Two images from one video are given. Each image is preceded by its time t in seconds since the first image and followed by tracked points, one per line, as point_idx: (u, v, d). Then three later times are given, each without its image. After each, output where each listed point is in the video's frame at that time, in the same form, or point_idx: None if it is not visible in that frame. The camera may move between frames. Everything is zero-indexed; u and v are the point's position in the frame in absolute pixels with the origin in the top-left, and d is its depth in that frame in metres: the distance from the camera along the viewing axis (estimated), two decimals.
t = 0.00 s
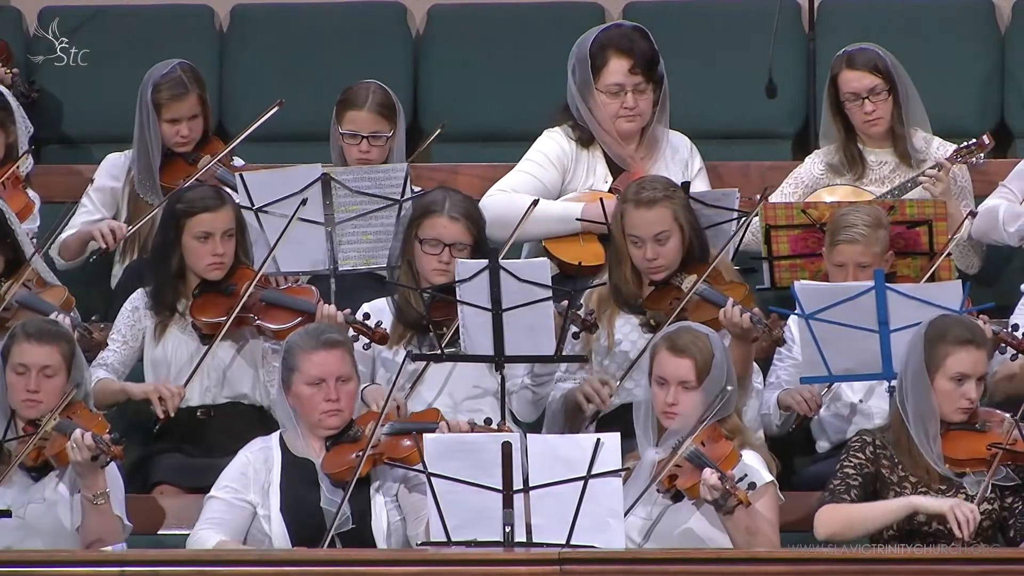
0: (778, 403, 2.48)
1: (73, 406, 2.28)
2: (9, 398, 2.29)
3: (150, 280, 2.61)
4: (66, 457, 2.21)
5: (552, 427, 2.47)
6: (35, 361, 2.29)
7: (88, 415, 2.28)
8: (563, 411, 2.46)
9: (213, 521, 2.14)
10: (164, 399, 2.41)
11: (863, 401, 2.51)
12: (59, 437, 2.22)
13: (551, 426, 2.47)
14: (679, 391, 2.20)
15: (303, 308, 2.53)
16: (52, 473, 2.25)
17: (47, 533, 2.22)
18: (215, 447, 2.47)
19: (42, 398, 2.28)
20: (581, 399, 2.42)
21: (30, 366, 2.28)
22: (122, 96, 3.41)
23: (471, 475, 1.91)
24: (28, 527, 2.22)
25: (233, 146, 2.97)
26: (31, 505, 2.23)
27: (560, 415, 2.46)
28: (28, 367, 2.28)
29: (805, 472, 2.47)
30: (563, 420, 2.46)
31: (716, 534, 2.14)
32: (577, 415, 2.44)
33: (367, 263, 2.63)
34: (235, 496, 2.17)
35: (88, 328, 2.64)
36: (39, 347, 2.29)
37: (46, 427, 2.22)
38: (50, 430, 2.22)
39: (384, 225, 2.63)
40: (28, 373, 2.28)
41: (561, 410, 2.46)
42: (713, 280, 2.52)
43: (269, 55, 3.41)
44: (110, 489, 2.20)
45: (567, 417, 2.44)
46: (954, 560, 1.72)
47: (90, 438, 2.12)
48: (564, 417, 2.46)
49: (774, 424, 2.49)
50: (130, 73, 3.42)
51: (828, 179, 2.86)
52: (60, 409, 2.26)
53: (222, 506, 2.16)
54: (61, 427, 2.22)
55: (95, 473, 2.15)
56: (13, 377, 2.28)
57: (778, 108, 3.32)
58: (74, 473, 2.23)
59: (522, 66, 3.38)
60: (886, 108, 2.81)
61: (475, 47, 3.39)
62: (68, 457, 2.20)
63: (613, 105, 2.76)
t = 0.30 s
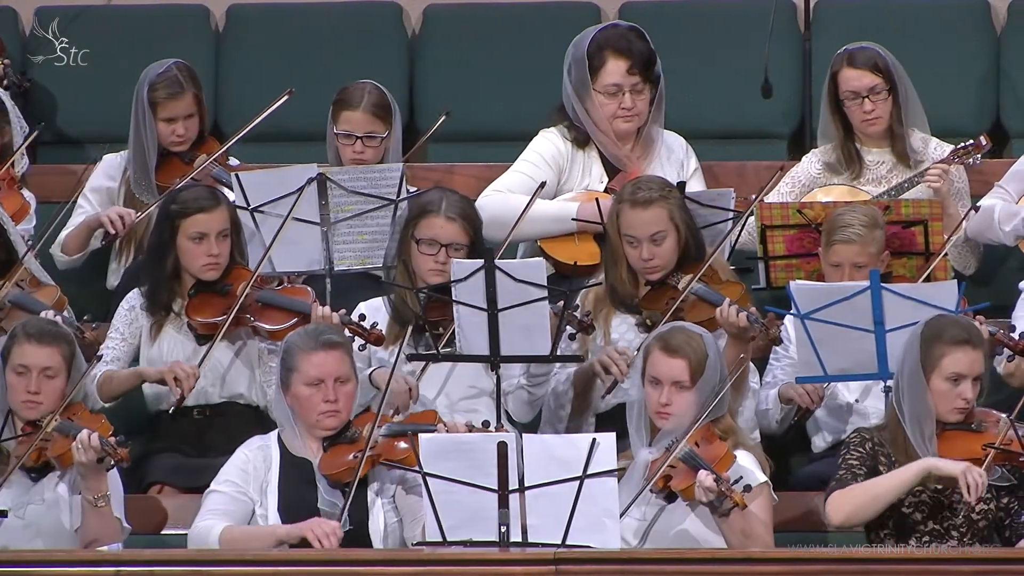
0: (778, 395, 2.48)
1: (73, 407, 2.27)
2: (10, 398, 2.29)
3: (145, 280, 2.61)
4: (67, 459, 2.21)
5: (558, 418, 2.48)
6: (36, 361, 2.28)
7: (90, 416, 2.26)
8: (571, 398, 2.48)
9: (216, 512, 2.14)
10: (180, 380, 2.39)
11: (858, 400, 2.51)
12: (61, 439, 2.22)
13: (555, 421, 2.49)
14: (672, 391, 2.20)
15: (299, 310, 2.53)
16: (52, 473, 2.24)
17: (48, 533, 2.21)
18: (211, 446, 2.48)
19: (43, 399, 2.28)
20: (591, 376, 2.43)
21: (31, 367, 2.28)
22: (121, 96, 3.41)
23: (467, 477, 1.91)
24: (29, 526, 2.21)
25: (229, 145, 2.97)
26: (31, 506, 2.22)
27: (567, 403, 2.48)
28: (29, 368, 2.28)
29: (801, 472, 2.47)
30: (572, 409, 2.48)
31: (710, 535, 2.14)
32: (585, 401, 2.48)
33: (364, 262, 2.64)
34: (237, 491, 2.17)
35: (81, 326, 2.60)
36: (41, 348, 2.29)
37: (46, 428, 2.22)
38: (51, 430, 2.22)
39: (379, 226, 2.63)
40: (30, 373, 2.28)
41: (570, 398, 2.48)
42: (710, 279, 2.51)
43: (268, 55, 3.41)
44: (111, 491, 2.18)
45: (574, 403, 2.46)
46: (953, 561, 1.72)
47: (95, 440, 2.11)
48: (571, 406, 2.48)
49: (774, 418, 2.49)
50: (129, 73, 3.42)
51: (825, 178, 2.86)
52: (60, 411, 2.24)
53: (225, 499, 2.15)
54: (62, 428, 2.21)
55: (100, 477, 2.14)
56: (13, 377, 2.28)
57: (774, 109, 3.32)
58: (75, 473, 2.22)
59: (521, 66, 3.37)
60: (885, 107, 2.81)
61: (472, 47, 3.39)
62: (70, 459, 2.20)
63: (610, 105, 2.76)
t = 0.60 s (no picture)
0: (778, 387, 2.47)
1: (71, 407, 2.25)
2: (8, 397, 2.29)
3: (140, 281, 2.61)
4: (67, 459, 2.20)
5: (561, 405, 2.48)
6: (35, 361, 2.28)
7: (88, 417, 2.24)
8: (575, 383, 2.48)
9: (218, 507, 2.12)
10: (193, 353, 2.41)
11: (853, 401, 2.50)
12: (61, 439, 2.20)
13: (557, 409, 2.49)
14: (668, 391, 2.21)
15: (288, 307, 2.51)
16: (50, 473, 2.24)
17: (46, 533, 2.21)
18: (206, 445, 2.49)
19: (41, 399, 2.28)
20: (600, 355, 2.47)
21: (30, 366, 2.28)
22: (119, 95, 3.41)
23: (462, 477, 1.90)
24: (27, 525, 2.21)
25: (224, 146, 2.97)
26: (29, 506, 2.22)
27: (571, 391, 2.48)
28: (27, 367, 2.28)
29: (796, 472, 2.47)
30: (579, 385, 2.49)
31: (709, 535, 2.12)
32: (587, 382, 2.49)
33: (359, 262, 2.64)
34: (239, 487, 2.16)
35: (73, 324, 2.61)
36: (39, 347, 2.28)
37: (45, 428, 2.21)
38: (50, 430, 2.21)
39: (374, 226, 2.63)
40: (28, 373, 2.27)
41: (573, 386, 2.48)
42: (704, 279, 2.52)
43: (266, 54, 3.42)
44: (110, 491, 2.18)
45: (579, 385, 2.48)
46: (949, 561, 1.72)
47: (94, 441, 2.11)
48: (575, 392, 2.49)
49: (772, 411, 2.49)
50: (128, 73, 3.42)
51: (821, 178, 2.86)
52: (59, 411, 2.23)
53: (227, 495, 2.14)
54: (61, 428, 2.20)
55: (99, 477, 2.14)
56: (12, 376, 2.28)
57: (771, 108, 3.32)
58: (73, 473, 2.22)
59: (518, 65, 3.38)
60: (883, 106, 2.81)
61: (470, 47, 3.39)
62: (70, 460, 2.19)
63: (606, 105, 2.76)
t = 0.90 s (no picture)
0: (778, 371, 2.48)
1: (61, 409, 2.25)
2: None
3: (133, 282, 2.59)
4: (56, 460, 2.21)
5: (563, 390, 2.48)
6: (23, 363, 2.26)
7: (77, 419, 2.24)
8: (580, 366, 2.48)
9: (220, 501, 2.12)
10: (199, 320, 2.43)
11: (849, 400, 2.50)
12: (48, 440, 2.21)
13: (560, 393, 2.48)
14: (664, 390, 2.21)
15: (284, 306, 2.52)
16: (40, 475, 2.22)
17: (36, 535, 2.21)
18: (200, 445, 2.48)
19: (31, 400, 2.26)
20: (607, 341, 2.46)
21: (18, 368, 2.26)
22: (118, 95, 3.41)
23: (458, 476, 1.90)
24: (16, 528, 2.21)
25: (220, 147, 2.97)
26: (19, 508, 2.21)
27: (575, 374, 2.48)
28: (16, 369, 2.26)
29: (791, 473, 2.49)
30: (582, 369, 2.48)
31: (707, 533, 2.12)
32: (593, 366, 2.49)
33: (353, 261, 2.64)
34: (238, 483, 2.16)
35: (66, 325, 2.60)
36: (28, 349, 2.27)
37: (34, 429, 2.21)
38: (39, 432, 2.21)
39: (370, 226, 2.63)
40: (16, 374, 2.26)
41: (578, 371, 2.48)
42: (696, 279, 2.53)
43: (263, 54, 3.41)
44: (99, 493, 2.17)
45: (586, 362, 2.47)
46: (942, 561, 1.72)
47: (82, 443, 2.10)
48: (579, 377, 2.48)
49: (774, 397, 2.48)
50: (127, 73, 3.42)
51: (816, 178, 2.86)
52: (48, 413, 2.23)
53: (227, 490, 2.14)
54: (50, 430, 2.20)
55: (86, 481, 2.13)
56: None
57: (765, 108, 3.32)
58: (63, 475, 2.21)
59: (514, 65, 3.38)
60: (878, 105, 2.80)
61: (467, 47, 3.39)
62: (58, 461, 2.19)
63: (601, 105, 2.76)
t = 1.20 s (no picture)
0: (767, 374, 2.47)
1: (52, 408, 2.26)
2: None
3: (128, 282, 2.59)
4: (45, 460, 2.20)
5: (546, 407, 2.48)
6: (14, 361, 2.27)
7: (67, 418, 2.24)
8: (560, 387, 2.48)
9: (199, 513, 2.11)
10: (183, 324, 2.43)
11: (844, 400, 2.51)
12: (37, 439, 2.19)
13: (544, 409, 2.48)
14: (662, 389, 2.20)
15: (280, 309, 2.52)
16: (31, 475, 2.22)
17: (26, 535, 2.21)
18: (194, 445, 2.49)
19: (22, 400, 2.27)
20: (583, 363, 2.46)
21: (10, 366, 2.27)
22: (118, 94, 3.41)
23: (455, 476, 1.89)
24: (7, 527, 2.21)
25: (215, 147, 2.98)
26: (9, 507, 2.21)
27: (556, 393, 2.48)
28: (7, 367, 2.26)
29: (786, 471, 2.48)
30: (563, 391, 2.48)
31: (701, 533, 2.12)
32: (573, 391, 2.48)
33: (349, 261, 2.66)
34: (223, 491, 2.15)
35: (65, 327, 2.57)
36: (19, 348, 2.27)
37: (25, 429, 2.20)
38: (30, 431, 2.20)
39: (365, 226, 2.66)
40: (8, 373, 2.26)
41: (558, 389, 2.48)
42: (693, 279, 2.53)
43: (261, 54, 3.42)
44: (90, 493, 2.17)
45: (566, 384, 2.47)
46: (937, 561, 1.71)
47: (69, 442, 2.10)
48: (560, 396, 2.48)
49: (758, 400, 2.49)
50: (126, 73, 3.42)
51: (811, 178, 2.86)
52: (39, 412, 2.24)
53: (211, 499, 2.13)
54: (40, 430, 2.20)
55: (75, 479, 2.14)
56: None
57: (760, 107, 3.33)
58: (53, 475, 2.21)
59: (511, 66, 3.38)
60: (872, 106, 2.80)
61: (464, 47, 3.39)
62: (46, 461, 2.18)
63: (596, 106, 2.76)
